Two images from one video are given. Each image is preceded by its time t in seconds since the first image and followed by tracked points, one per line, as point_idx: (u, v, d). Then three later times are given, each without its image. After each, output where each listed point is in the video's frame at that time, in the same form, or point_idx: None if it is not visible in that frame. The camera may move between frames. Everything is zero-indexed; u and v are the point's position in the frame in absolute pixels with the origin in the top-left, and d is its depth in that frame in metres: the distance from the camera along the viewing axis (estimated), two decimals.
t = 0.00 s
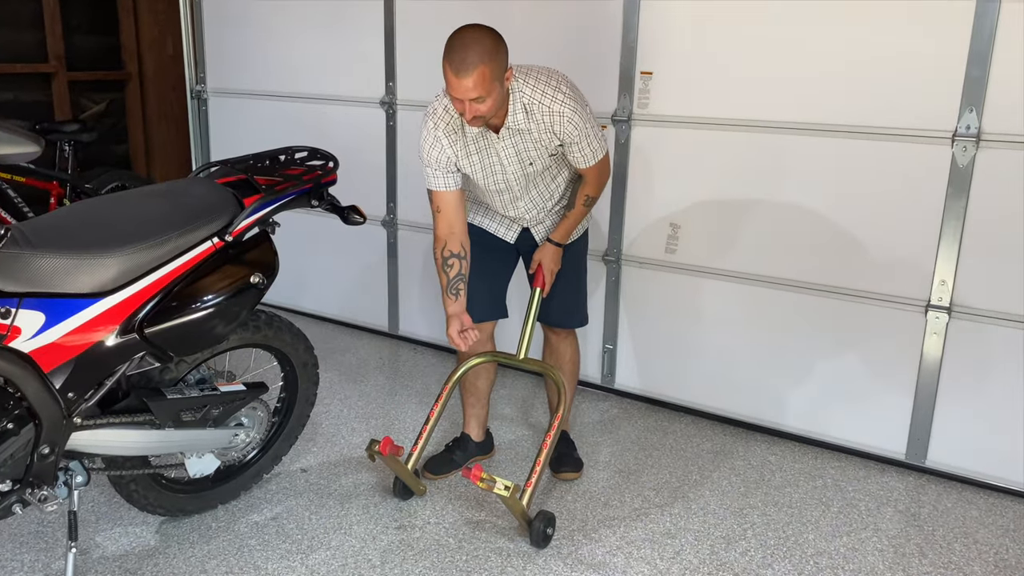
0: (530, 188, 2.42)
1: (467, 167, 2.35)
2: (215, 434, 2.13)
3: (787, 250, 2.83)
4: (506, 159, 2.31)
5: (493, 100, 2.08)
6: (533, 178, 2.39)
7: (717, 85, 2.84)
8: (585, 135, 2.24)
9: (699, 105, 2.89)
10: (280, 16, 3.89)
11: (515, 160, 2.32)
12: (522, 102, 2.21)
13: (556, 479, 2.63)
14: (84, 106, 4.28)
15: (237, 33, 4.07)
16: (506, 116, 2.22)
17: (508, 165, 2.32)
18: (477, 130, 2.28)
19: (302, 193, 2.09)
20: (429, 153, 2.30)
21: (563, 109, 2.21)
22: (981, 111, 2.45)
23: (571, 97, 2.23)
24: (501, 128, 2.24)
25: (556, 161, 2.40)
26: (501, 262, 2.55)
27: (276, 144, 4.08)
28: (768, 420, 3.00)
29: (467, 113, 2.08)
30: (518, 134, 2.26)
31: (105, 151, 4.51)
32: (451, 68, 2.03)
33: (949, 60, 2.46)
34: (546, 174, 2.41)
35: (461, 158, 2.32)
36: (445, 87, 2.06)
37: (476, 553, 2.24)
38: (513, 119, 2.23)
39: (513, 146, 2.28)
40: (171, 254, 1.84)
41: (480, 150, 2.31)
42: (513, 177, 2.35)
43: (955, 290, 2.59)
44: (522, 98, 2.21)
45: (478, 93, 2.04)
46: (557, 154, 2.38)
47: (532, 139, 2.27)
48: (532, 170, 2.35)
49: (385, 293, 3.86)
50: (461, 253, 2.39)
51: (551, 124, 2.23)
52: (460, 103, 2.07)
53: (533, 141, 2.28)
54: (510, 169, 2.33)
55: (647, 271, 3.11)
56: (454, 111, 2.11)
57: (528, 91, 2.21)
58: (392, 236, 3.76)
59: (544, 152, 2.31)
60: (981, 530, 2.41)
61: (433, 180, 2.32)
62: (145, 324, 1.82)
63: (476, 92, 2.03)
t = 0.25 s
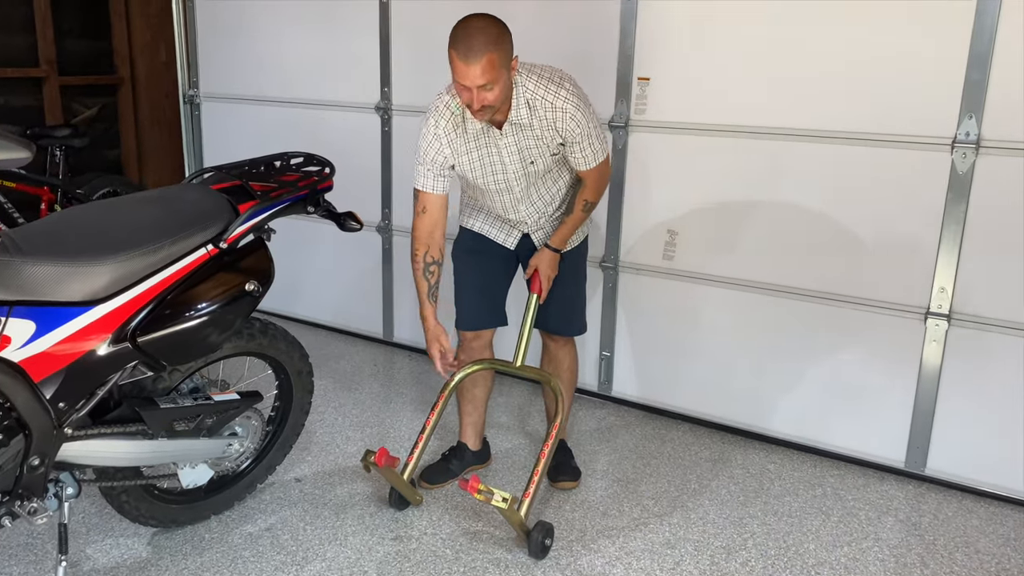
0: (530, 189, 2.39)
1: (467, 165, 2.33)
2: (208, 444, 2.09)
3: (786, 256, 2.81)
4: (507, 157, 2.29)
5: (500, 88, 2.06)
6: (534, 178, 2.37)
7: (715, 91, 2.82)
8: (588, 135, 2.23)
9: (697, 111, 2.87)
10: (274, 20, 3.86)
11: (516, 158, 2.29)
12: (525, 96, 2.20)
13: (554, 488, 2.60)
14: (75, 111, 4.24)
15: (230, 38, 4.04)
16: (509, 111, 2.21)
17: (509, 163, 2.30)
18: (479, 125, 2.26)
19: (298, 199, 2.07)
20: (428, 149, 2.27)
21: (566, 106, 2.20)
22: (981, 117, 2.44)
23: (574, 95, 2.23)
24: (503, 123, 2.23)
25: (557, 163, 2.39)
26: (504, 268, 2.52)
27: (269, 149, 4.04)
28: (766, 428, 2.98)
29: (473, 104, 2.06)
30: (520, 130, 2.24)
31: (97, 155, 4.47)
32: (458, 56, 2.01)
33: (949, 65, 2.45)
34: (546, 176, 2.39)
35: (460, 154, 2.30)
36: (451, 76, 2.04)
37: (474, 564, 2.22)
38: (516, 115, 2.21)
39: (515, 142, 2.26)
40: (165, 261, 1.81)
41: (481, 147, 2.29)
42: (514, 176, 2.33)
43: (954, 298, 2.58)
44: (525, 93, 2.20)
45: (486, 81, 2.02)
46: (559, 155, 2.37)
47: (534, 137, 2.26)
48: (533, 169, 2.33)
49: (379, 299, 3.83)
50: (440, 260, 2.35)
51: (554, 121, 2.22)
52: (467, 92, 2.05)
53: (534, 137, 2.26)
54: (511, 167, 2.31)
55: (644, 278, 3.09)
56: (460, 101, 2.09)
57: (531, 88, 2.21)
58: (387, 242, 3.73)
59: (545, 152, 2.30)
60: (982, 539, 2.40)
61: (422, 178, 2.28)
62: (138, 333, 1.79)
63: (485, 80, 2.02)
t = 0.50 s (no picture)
0: (530, 186, 2.37)
1: (465, 155, 2.32)
2: (204, 456, 2.06)
3: (783, 264, 2.81)
4: (506, 146, 2.28)
5: (499, 58, 2.08)
6: (533, 175, 2.36)
7: (712, 99, 2.82)
8: (587, 127, 2.24)
9: (694, 119, 2.86)
10: (268, 28, 3.85)
11: (515, 147, 2.28)
12: (526, 84, 2.22)
13: (552, 498, 2.58)
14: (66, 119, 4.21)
15: (223, 46, 4.02)
16: (508, 93, 2.21)
17: (507, 153, 2.29)
18: (478, 111, 2.26)
19: (295, 208, 2.04)
20: (426, 135, 2.30)
21: (566, 94, 2.22)
22: (977, 125, 2.45)
23: (575, 87, 2.24)
24: (502, 108, 2.23)
25: (557, 160, 2.38)
26: (505, 278, 2.51)
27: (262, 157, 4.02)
28: (764, 436, 2.97)
29: (475, 73, 2.07)
30: (519, 118, 2.25)
31: (88, 164, 4.44)
32: (457, 25, 2.04)
33: (944, 74, 2.46)
34: (546, 173, 2.38)
35: (458, 142, 2.30)
36: (451, 47, 2.07)
37: None
38: (515, 100, 2.22)
39: (514, 129, 2.26)
40: (162, 270, 1.79)
41: (480, 136, 2.29)
42: (512, 168, 2.31)
43: (952, 305, 2.58)
44: (526, 79, 2.22)
45: (486, 47, 2.04)
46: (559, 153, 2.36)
47: (533, 127, 2.26)
48: (531, 162, 2.32)
49: (374, 308, 3.81)
50: (437, 246, 2.40)
51: (553, 110, 2.23)
52: (467, 62, 2.07)
53: (534, 126, 2.26)
54: (509, 157, 2.29)
55: (641, 285, 3.08)
56: (460, 75, 2.11)
57: (532, 76, 2.23)
58: (382, 250, 3.71)
59: (544, 144, 2.29)
60: (983, 548, 2.39)
61: (423, 173, 2.33)
62: (134, 343, 1.76)
63: (483, 46, 2.04)
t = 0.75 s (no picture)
0: (527, 193, 2.36)
1: (461, 161, 2.33)
2: (202, 472, 2.03)
3: (779, 275, 2.83)
4: (500, 149, 2.28)
5: (493, 46, 2.10)
6: (529, 182, 2.34)
7: (707, 111, 2.84)
8: (579, 131, 2.23)
9: (689, 131, 2.88)
10: (261, 40, 3.84)
11: (509, 151, 2.28)
12: (518, 87, 2.23)
13: (551, 511, 2.57)
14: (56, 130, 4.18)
15: (215, 58, 4.01)
16: (501, 94, 2.22)
17: (502, 157, 2.29)
18: (472, 116, 2.27)
19: (294, 222, 2.03)
20: (423, 143, 2.32)
21: (558, 98, 2.23)
22: (971, 137, 2.47)
23: (568, 91, 2.25)
24: (495, 111, 2.24)
25: (554, 168, 2.38)
26: (504, 291, 2.50)
27: (255, 169, 4.01)
28: (760, 447, 2.98)
29: (471, 63, 2.09)
30: (512, 121, 2.25)
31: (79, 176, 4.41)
32: (450, 15, 2.06)
33: (938, 86, 2.48)
34: (543, 182, 2.37)
35: (454, 148, 2.31)
36: (445, 38, 2.09)
37: None
38: (508, 102, 2.23)
39: (507, 133, 2.26)
40: (161, 285, 1.77)
41: (475, 141, 2.30)
42: (507, 173, 2.31)
43: (947, 316, 2.60)
44: (519, 82, 2.23)
45: (479, 34, 2.07)
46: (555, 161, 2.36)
47: (526, 131, 2.26)
48: (526, 167, 2.31)
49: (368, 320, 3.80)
50: (439, 244, 2.37)
51: (546, 113, 2.23)
52: (461, 50, 2.08)
53: (527, 130, 2.26)
54: (504, 162, 2.29)
55: (638, 296, 3.09)
56: (455, 66, 2.12)
57: (525, 80, 2.24)
58: (376, 262, 3.71)
59: (538, 149, 2.29)
60: (980, 558, 2.40)
61: (428, 184, 2.36)
62: (133, 360, 1.75)
63: (477, 33, 2.06)
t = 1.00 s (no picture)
0: (524, 208, 2.36)
1: (458, 176, 2.34)
2: (201, 489, 2.02)
3: (773, 287, 2.85)
4: (496, 164, 2.29)
5: (488, 58, 2.11)
6: (526, 196, 2.35)
7: (704, 124, 2.85)
8: (574, 145, 2.24)
9: (682, 145, 2.90)
10: (254, 54, 3.84)
11: (505, 166, 2.29)
12: (514, 102, 2.24)
13: (550, 525, 2.57)
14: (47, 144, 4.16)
15: (207, 72, 4.01)
16: (496, 109, 2.24)
17: (498, 172, 2.30)
18: (468, 131, 2.28)
19: (294, 238, 2.03)
20: (420, 158, 2.33)
21: (553, 113, 2.24)
22: (961, 151, 2.50)
23: (563, 106, 2.26)
24: (490, 125, 2.26)
25: (550, 183, 2.39)
26: (503, 305, 2.51)
27: (248, 183, 4.00)
28: (756, 459, 3.00)
29: (464, 74, 2.10)
30: (507, 136, 2.26)
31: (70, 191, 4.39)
32: (445, 29, 2.09)
33: (929, 100, 2.52)
34: (540, 196, 2.37)
35: (450, 163, 2.32)
36: (440, 51, 2.11)
37: None
38: (504, 117, 2.24)
39: (503, 148, 2.27)
40: (163, 304, 1.77)
41: (471, 156, 2.31)
42: (503, 187, 2.32)
43: (940, 327, 2.63)
44: (514, 98, 2.24)
45: (473, 46, 2.08)
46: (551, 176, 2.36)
47: (522, 145, 2.27)
48: (522, 182, 2.32)
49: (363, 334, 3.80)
50: (431, 259, 2.36)
51: (541, 128, 2.24)
52: (456, 63, 2.10)
53: (523, 145, 2.27)
54: (500, 176, 2.30)
55: (632, 308, 3.10)
56: (450, 80, 2.14)
57: (520, 96, 2.25)
58: (371, 275, 3.71)
59: (534, 163, 2.30)
60: (976, 567, 2.43)
61: (422, 201, 2.35)
62: (134, 378, 1.75)
63: (471, 44, 2.08)
